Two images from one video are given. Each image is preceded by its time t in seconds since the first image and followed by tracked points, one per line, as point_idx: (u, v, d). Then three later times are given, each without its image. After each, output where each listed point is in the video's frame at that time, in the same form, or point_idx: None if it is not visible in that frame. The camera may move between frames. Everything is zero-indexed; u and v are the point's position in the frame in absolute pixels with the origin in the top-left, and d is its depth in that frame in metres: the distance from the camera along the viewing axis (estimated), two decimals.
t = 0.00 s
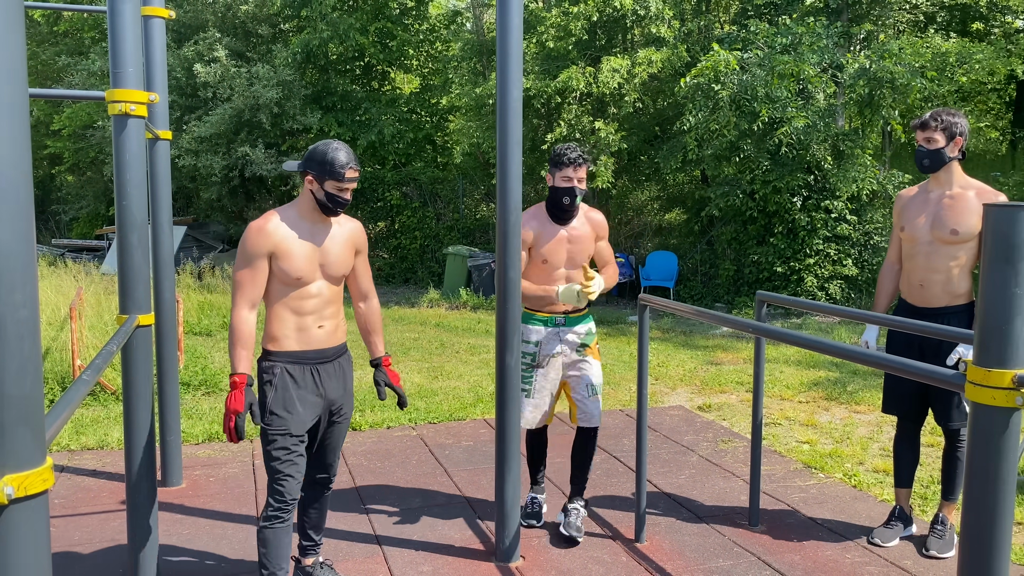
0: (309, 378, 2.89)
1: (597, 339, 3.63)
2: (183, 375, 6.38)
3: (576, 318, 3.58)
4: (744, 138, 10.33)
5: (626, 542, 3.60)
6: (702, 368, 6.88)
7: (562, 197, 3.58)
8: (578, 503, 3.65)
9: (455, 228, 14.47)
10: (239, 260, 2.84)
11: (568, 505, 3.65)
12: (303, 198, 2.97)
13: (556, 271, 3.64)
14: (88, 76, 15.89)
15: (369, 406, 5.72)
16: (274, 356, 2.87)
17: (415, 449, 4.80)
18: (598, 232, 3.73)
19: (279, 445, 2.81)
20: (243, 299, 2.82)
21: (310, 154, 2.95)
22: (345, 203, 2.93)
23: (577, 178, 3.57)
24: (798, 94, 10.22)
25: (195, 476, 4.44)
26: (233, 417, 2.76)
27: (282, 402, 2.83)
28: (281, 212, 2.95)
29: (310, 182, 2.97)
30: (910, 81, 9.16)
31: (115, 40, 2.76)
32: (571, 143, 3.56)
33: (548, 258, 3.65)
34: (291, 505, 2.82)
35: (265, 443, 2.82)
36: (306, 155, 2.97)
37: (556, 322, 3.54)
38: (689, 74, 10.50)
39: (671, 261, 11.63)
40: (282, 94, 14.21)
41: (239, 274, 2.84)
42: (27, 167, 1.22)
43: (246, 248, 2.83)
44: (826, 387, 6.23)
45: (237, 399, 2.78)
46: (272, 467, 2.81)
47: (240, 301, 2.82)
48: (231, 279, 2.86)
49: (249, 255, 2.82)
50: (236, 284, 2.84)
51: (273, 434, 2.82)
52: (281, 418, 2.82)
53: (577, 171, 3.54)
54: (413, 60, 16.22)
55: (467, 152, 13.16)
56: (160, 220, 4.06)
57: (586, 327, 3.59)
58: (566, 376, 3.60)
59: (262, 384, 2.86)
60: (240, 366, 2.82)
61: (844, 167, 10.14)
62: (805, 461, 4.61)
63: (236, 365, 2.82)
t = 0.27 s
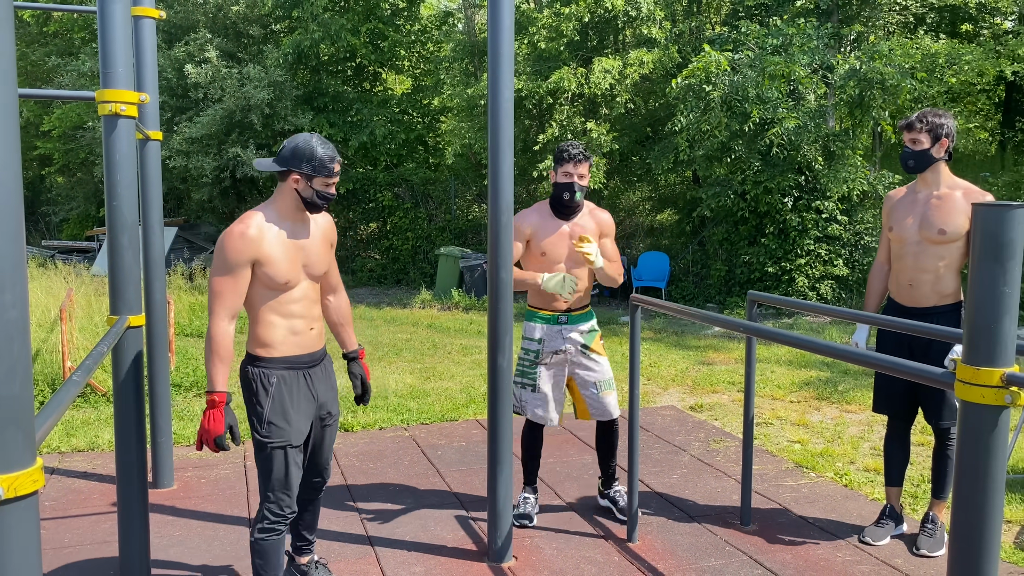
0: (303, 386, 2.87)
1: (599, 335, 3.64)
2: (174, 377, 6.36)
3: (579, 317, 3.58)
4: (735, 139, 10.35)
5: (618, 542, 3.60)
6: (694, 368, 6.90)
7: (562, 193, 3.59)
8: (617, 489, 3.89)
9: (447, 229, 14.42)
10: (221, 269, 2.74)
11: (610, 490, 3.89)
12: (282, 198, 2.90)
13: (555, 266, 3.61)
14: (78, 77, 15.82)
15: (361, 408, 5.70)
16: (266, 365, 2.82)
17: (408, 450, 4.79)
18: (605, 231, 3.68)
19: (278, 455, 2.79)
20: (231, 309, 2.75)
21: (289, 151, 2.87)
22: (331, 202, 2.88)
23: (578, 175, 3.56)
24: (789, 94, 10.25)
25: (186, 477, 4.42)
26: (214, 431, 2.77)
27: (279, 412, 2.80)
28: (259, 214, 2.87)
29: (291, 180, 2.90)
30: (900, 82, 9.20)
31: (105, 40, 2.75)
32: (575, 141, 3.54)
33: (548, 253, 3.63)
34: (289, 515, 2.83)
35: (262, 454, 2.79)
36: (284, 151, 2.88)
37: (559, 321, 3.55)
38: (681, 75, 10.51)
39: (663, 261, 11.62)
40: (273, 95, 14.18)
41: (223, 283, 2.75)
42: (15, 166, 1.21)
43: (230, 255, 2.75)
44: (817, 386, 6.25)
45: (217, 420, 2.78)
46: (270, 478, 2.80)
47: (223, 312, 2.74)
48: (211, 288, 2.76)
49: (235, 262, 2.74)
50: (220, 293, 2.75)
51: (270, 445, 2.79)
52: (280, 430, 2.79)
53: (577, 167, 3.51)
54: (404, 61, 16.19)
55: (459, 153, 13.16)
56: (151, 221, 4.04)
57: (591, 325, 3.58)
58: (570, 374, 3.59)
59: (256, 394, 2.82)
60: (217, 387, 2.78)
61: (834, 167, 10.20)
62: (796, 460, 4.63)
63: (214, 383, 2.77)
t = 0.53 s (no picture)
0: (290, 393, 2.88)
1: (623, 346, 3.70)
2: (167, 379, 6.34)
3: (608, 321, 3.61)
4: (728, 140, 10.36)
5: (612, 543, 3.60)
6: (688, 369, 6.91)
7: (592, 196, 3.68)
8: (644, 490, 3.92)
9: (440, 230, 14.38)
10: (222, 281, 2.65)
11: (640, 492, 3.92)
12: (268, 201, 2.85)
13: (585, 263, 3.65)
14: (70, 78, 15.78)
15: (355, 409, 5.70)
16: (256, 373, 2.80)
17: (402, 452, 4.78)
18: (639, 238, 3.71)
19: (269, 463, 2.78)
20: (237, 322, 2.65)
21: (276, 152, 2.84)
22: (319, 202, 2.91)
23: (608, 178, 3.66)
24: (781, 95, 10.28)
25: (180, 479, 4.41)
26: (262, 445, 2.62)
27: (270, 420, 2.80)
28: (245, 217, 2.79)
29: (278, 183, 2.86)
30: (892, 83, 9.24)
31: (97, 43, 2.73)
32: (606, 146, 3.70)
33: (579, 250, 3.67)
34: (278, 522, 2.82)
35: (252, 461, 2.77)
36: (269, 153, 2.84)
37: (587, 325, 3.61)
38: (674, 76, 10.53)
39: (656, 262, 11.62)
40: (267, 96, 14.16)
41: (225, 295, 2.65)
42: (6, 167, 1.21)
43: (232, 265, 2.66)
44: (810, 387, 6.27)
45: (259, 432, 2.62)
46: (259, 486, 2.78)
47: (231, 325, 2.64)
48: (211, 301, 2.64)
49: (238, 274, 2.67)
50: (224, 306, 2.64)
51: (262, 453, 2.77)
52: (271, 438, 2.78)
53: (605, 168, 3.64)
54: (398, 62, 16.18)
55: (453, 154, 13.17)
56: (144, 222, 4.03)
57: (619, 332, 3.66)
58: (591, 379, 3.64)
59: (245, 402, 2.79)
60: (244, 403, 2.63)
61: (827, 168, 10.24)
62: (789, 460, 4.63)
63: (245, 399, 2.63)
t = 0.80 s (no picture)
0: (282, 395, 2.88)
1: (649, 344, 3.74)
2: (162, 380, 6.33)
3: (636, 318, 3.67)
4: (723, 141, 10.36)
5: (607, 544, 3.60)
6: (683, 370, 6.92)
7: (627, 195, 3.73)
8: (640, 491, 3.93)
9: (436, 231, 14.36)
10: (228, 286, 2.62)
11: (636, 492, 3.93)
12: (260, 202, 2.84)
13: (615, 258, 3.71)
14: (64, 79, 15.74)
15: (350, 410, 5.69)
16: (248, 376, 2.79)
17: (397, 453, 4.78)
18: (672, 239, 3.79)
19: (264, 467, 2.78)
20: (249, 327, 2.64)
21: (267, 152, 2.82)
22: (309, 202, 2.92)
23: (644, 177, 3.72)
24: (776, 96, 10.29)
25: (174, 481, 4.40)
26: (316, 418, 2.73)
27: (265, 424, 2.79)
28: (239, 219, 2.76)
29: (270, 184, 2.85)
30: (886, 84, 9.26)
31: (91, 44, 2.73)
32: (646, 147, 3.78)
33: (610, 244, 3.73)
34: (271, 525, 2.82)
35: (247, 466, 2.76)
36: (260, 153, 2.82)
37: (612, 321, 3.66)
38: (669, 77, 10.53)
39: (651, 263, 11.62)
40: (261, 97, 14.13)
41: (234, 300, 2.63)
42: None
43: (238, 270, 2.64)
44: (805, 387, 6.28)
45: (317, 416, 2.73)
46: (254, 491, 2.77)
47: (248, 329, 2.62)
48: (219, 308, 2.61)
49: (244, 278, 2.65)
50: (235, 311, 2.62)
51: (257, 457, 2.77)
52: (267, 442, 2.78)
53: (642, 167, 3.71)
54: (393, 63, 16.16)
55: (449, 155, 13.16)
56: (138, 224, 4.02)
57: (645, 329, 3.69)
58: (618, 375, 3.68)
59: (238, 407, 2.77)
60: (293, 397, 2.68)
61: (822, 169, 10.26)
62: (784, 461, 4.64)
63: (289, 394, 2.67)
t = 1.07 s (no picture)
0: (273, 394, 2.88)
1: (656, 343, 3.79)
2: (156, 381, 6.31)
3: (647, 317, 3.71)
4: (717, 142, 10.37)
5: (603, 545, 3.60)
6: (678, 371, 6.92)
7: (648, 199, 3.72)
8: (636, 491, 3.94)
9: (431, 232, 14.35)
10: (215, 285, 2.64)
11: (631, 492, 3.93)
12: (250, 201, 2.85)
13: (629, 259, 3.73)
14: (58, 79, 15.69)
15: (345, 412, 5.68)
16: (241, 375, 2.78)
17: (391, 455, 4.77)
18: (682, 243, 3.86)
19: (257, 467, 2.77)
20: (234, 321, 2.67)
21: (254, 153, 2.82)
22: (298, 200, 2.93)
23: (667, 187, 3.70)
24: (771, 97, 10.30)
25: (168, 483, 4.39)
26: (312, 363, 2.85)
27: (258, 423, 2.79)
28: (228, 218, 2.78)
29: (259, 183, 2.86)
30: (880, 85, 9.29)
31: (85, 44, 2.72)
32: (672, 153, 3.69)
33: (626, 245, 3.74)
34: (264, 526, 2.82)
35: (240, 466, 2.76)
36: (246, 153, 2.82)
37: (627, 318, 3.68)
38: (664, 78, 10.54)
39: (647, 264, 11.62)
40: (256, 98, 14.12)
41: (219, 297, 2.66)
42: None
43: (224, 267, 2.67)
44: (800, 388, 6.29)
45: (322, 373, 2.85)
46: (247, 490, 2.77)
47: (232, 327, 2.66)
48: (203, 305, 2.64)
49: (230, 276, 2.67)
50: (220, 308, 2.65)
51: (251, 456, 2.76)
52: (260, 441, 2.78)
53: (669, 179, 3.66)
54: (388, 64, 16.15)
55: (444, 156, 13.16)
56: (132, 225, 4.01)
57: (648, 325, 3.70)
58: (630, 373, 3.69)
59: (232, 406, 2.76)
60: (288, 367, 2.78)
61: (817, 170, 10.29)
62: (779, 462, 4.65)
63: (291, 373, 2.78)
